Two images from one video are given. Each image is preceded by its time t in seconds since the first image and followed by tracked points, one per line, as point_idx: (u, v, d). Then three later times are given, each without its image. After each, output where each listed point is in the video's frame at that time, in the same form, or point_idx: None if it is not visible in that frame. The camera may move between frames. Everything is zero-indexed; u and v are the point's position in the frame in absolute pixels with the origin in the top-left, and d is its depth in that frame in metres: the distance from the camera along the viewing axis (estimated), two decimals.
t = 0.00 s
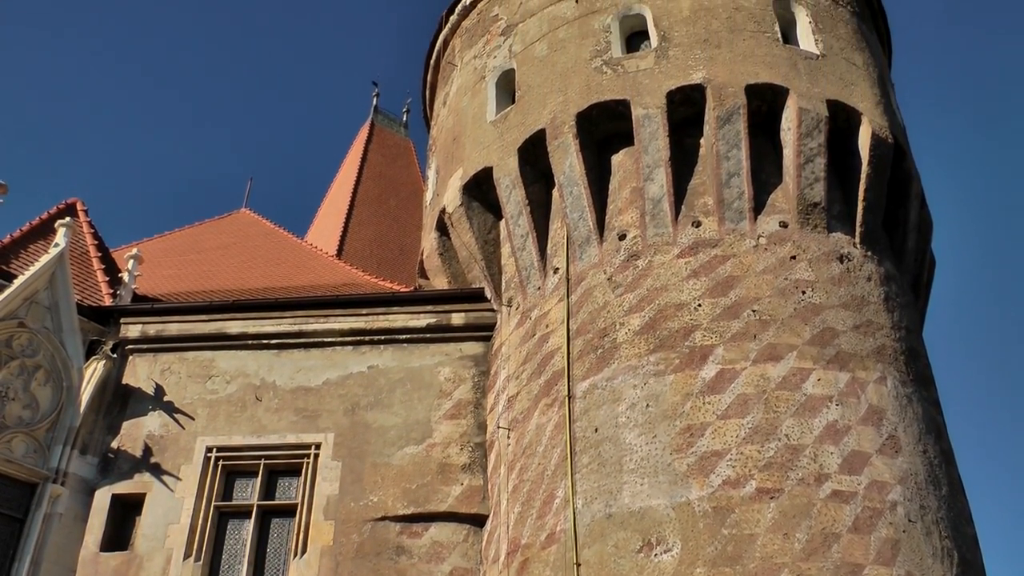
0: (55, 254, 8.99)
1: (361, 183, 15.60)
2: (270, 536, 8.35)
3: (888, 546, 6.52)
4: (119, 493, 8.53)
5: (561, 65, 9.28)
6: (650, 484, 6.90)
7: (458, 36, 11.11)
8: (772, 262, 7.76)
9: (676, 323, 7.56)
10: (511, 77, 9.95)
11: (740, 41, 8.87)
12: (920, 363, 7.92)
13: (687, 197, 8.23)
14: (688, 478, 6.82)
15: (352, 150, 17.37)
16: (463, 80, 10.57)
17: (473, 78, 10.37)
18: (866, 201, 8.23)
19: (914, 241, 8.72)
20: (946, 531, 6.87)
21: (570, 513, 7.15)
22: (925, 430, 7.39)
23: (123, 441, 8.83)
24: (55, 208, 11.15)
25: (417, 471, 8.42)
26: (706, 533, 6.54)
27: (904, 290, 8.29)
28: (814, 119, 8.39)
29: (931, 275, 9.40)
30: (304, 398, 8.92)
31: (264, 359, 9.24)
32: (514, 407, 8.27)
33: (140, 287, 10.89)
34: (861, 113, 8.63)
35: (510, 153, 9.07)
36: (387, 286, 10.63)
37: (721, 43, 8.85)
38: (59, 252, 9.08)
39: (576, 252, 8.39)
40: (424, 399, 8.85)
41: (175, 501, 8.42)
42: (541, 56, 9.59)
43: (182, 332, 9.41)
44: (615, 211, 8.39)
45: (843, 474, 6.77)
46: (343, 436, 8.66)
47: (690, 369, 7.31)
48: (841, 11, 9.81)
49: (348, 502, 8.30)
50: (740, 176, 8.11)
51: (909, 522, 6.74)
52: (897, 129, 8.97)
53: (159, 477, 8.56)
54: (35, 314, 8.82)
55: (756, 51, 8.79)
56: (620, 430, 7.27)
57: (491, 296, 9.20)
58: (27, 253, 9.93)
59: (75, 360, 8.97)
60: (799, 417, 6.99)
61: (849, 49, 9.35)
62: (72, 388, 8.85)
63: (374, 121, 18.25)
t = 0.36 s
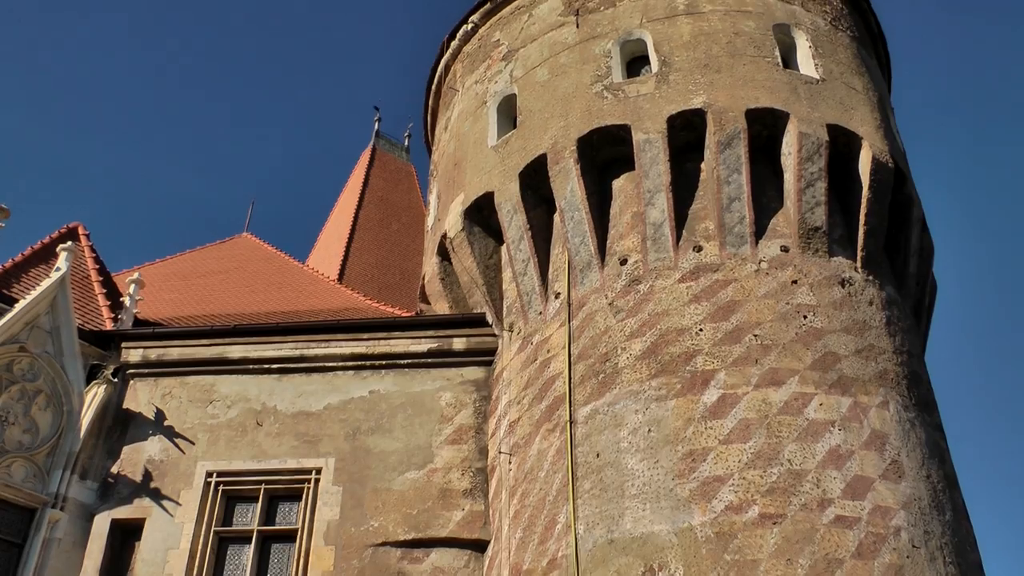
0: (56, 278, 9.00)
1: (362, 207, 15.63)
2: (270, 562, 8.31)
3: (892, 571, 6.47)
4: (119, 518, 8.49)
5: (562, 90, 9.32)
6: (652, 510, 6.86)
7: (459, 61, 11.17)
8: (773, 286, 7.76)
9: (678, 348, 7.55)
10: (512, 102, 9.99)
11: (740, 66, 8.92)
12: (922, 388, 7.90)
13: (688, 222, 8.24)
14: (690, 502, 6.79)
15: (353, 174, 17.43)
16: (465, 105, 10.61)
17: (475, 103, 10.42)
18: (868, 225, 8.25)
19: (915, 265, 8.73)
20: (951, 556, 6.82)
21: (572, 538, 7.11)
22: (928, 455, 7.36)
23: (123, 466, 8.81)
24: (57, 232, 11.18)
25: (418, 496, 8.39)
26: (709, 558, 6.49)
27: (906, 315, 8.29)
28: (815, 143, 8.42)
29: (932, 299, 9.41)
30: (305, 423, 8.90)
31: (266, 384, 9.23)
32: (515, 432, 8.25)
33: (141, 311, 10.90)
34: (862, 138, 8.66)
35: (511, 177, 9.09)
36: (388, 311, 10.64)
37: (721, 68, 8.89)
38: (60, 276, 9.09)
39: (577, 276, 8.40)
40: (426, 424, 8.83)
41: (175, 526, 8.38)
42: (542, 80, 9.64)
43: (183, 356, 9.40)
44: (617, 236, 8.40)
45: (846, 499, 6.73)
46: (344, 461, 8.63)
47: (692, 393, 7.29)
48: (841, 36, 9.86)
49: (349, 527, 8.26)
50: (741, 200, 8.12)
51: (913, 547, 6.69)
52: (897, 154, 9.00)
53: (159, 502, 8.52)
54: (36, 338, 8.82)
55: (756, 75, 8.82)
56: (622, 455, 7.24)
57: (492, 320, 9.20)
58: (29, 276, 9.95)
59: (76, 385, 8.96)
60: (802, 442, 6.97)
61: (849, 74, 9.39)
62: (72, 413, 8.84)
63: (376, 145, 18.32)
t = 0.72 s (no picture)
0: (59, 302, 9.00)
1: (364, 231, 15.66)
2: None
3: None
4: (118, 544, 8.45)
5: (563, 114, 9.36)
6: (654, 535, 6.82)
7: (460, 86, 11.22)
8: (774, 311, 7.76)
9: (679, 373, 7.54)
10: (514, 127, 10.02)
11: (740, 90, 8.95)
12: (924, 412, 7.89)
13: (690, 246, 8.24)
14: (692, 528, 6.75)
15: (355, 198, 17.47)
16: (466, 129, 10.65)
17: (476, 127, 10.45)
18: (868, 249, 8.25)
19: (916, 289, 8.73)
20: None
21: (574, 564, 7.07)
22: (931, 480, 7.33)
23: (123, 491, 8.78)
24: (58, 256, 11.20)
25: (418, 521, 8.35)
26: None
27: (907, 339, 8.28)
28: (816, 168, 8.44)
29: (934, 323, 9.40)
30: (305, 448, 8.88)
31: (266, 409, 9.22)
32: (516, 457, 8.23)
33: (142, 336, 10.90)
34: (862, 163, 8.68)
35: (513, 202, 9.11)
36: (389, 335, 10.63)
37: (721, 93, 8.93)
38: (62, 300, 9.09)
39: (578, 301, 8.39)
40: (426, 449, 8.80)
41: (175, 551, 8.34)
42: (544, 105, 9.68)
43: (184, 381, 9.40)
44: (618, 261, 8.41)
45: (849, 524, 6.69)
46: (344, 486, 8.60)
47: (693, 419, 7.27)
48: (841, 61, 9.90)
49: (349, 552, 8.21)
50: (742, 225, 8.13)
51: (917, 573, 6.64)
52: (898, 178, 9.02)
53: (159, 527, 8.49)
54: (38, 363, 8.81)
55: (757, 100, 8.86)
56: (624, 480, 7.21)
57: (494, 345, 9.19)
58: (30, 301, 9.95)
59: (77, 410, 8.93)
60: (804, 467, 6.94)
61: (849, 99, 9.42)
62: (72, 438, 8.81)
63: (378, 170, 18.38)
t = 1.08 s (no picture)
0: (60, 326, 9.00)
1: (365, 256, 15.69)
2: None
3: None
4: (117, 569, 8.41)
5: (564, 139, 9.39)
6: (656, 560, 6.78)
7: (462, 110, 11.27)
8: (776, 335, 7.75)
9: (681, 398, 7.52)
10: (515, 152, 10.05)
11: (741, 115, 8.98)
12: (927, 437, 7.86)
13: (691, 270, 8.24)
14: (695, 553, 6.71)
15: (357, 222, 17.50)
16: (467, 154, 10.68)
17: (477, 152, 10.49)
18: (870, 274, 8.26)
19: (918, 313, 8.73)
20: None
21: None
22: (935, 505, 7.30)
23: (122, 515, 8.75)
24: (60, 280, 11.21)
25: (419, 547, 8.31)
26: None
27: (909, 363, 8.28)
28: (816, 193, 8.47)
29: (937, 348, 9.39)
30: (306, 473, 8.85)
31: (267, 433, 9.20)
32: (518, 482, 8.20)
33: (143, 360, 10.90)
34: (863, 187, 8.71)
35: (514, 227, 9.12)
36: (389, 360, 10.62)
37: (722, 118, 8.97)
38: (63, 324, 9.09)
39: (579, 325, 8.39)
40: (427, 474, 8.78)
41: None
42: (545, 130, 9.72)
43: (184, 405, 9.38)
44: (619, 285, 8.41)
45: (852, 550, 6.65)
46: (345, 511, 8.57)
47: (695, 444, 7.25)
48: (841, 86, 9.94)
49: None
50: (743, 249, 8.14)
51: None
52: (899, 203, 9.04)
53: (158, 553, 8.46)
54: (38, 388, 8.80)
55: (757, 125, 8.89)
56: (626, 506, 7.17)
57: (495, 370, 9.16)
58: (31, 325, 9.95)
59: (77, 435, 8.91)
60: (807, 492, 6.91)
61: (849, 123, 9.46)
62: (72, 463, 8.78)
63: (380, 194, 18.42)
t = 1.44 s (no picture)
0: (61, 351, 8.99)
1: (367, 280, 15.70)
2: None
3: None
4: None
5: (566, 163, 9.42)
6: None
7: (463, 135, 11.30)
8: (778, 359, 7.74)
9: (683, 422, 7.50)
10: (516, 176, 10.07)
11: (741, 139, 9.01)
12: (930, 461, 7.84)
13: (692, 294, 8.23)
14: None
15: (359, 246, 17.52)
16: (469, 179, 10.71)
17: (478, 176, 10.51)
18: (871, 298, 8.26)
19: (920, 336, 8.72)
20: None
21: None
22: (939, 530, 7.26)
23: (122, 541, 8.71)
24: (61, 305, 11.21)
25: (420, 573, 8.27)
26: None
27: (912, 387, 8.26)
28: (817, 217, 8.47)
29: (939, 371, 9.37)
30: (306, 498, 8.82)
31: (267, 458, 9.17)
32: (520, 507, 8.16)
33: (143, 385, 10.90)
34: (863, 211, 8.72)
35: (516, 251, 9.12)
36: (391, 385, 10.60)
37: (722, 142, 8.99)
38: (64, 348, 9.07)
39: (581, 350, 8.38)
40: (428, 499, 8.73)
41: None
42: (546, 154, 9.75)
43: (184, 430, 9.35)
44: (621, 310, 8.41)
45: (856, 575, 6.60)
46: (346, 537, 8.53)
47: (697, 469, 7.21)
48: (841, 110, 9.97)
49: None
50: (745, 273, 8.14)
51: None
52: (899, 226, 9.05)
53: None
54: (38, 413, 8.79)
55: (757, 149, 8.91)
56: (628, 531, 7.13)
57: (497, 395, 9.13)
58: (31, 350, 9.95)
59: (76, 459, 8.88)
60: (810, 517, 6.86)
61: (849, 147, 9.49)
62: (72, 488, 8.75)
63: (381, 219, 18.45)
